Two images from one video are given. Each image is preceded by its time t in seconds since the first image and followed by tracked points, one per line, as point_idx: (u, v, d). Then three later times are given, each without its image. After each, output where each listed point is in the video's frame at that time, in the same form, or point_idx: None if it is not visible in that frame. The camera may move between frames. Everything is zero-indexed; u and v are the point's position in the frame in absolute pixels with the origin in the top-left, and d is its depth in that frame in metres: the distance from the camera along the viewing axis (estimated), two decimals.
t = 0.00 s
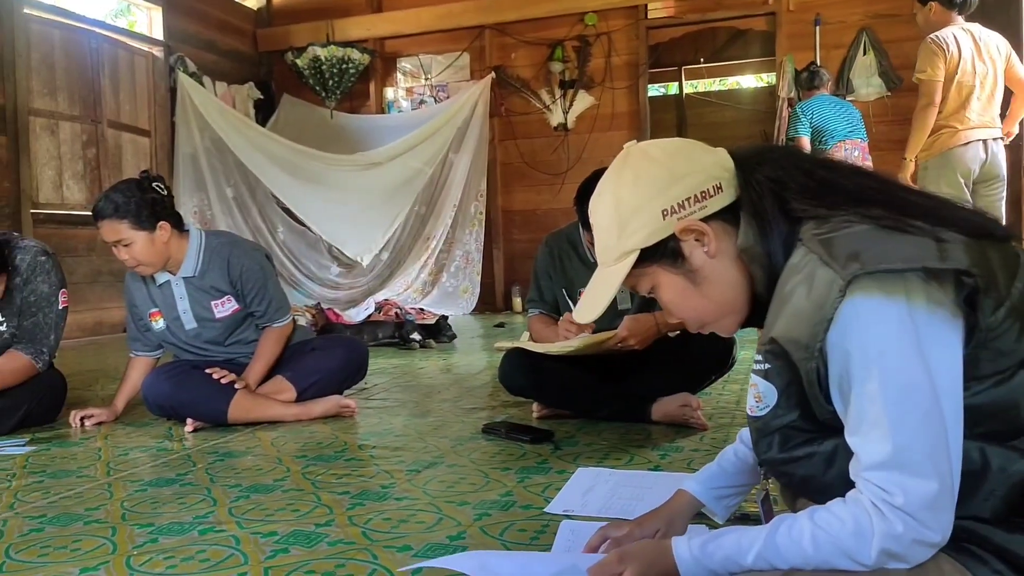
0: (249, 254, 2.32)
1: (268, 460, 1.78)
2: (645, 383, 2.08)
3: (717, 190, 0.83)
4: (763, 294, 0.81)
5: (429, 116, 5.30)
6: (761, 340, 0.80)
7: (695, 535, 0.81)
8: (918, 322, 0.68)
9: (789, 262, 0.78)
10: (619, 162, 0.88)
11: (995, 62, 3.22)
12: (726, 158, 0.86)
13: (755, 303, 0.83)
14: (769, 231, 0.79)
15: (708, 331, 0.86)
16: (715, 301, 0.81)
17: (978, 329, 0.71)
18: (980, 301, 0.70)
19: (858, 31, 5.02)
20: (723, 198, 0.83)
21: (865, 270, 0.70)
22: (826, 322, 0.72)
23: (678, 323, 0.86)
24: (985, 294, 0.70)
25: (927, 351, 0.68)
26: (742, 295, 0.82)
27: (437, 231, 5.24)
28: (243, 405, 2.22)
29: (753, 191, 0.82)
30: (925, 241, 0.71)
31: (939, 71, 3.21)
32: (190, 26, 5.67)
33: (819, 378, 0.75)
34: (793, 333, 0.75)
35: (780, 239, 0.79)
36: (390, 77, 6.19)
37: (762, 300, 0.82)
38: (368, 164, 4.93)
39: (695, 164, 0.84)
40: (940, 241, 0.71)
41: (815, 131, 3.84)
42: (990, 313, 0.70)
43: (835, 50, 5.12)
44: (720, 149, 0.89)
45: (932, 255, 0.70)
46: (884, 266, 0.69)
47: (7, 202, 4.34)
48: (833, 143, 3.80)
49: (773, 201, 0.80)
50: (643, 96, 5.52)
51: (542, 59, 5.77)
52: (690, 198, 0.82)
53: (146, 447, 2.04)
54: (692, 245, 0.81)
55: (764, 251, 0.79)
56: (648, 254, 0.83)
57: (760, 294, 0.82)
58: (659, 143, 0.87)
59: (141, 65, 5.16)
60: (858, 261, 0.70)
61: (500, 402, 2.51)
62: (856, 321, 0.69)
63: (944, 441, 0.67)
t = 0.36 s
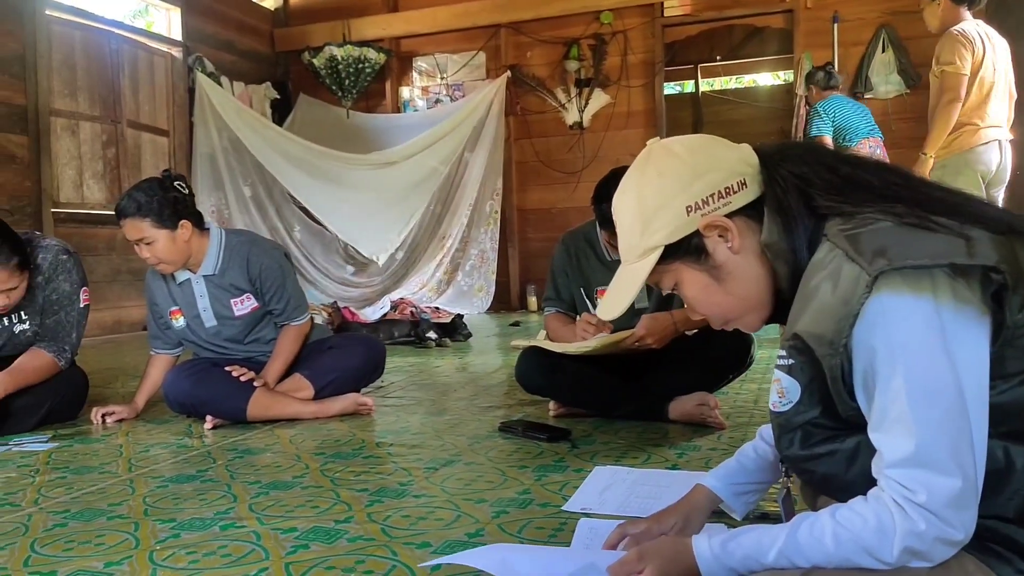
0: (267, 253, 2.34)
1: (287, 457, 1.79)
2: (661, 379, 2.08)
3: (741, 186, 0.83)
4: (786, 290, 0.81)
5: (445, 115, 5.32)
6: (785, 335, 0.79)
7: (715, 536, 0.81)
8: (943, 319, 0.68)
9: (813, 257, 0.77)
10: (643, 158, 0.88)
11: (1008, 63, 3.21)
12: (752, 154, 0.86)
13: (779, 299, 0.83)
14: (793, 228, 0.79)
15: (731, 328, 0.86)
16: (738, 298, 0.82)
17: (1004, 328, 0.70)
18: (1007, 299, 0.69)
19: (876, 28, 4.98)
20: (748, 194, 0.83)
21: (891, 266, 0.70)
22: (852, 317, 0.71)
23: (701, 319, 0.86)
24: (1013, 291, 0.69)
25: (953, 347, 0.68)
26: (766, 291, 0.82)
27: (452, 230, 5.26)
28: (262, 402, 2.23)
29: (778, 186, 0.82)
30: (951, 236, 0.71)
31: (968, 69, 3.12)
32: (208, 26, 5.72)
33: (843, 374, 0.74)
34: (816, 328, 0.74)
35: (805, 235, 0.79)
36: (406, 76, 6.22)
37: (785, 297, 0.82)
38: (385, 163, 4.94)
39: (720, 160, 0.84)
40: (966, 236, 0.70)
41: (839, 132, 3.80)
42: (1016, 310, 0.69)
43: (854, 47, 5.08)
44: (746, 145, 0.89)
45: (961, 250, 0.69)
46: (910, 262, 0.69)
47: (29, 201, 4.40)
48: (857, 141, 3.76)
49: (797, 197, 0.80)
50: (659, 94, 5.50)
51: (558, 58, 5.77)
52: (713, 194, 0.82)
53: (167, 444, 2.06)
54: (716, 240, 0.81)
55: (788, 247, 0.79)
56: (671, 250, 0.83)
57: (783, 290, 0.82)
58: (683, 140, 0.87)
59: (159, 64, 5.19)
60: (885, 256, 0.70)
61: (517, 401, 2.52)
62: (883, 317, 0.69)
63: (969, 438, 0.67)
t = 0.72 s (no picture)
0: (286, 250, 2.36)
1: (306, 454, 1.81)
2: (679, 376, 2.08)
3: (778, 176, 0.83)
4: (823, 283, 0.81)
5: (460, 114, 5.33)
6: (820, 328, 0.79)
7: (737, 535, 0.81)
8: (986, 315, 0.68)
9: (855, 250, 0.77)
10: (679, 149, 0.90)
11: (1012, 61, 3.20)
12: (790, 143, 0.86)
13: (814, 292, 0.83)
14: (832, 219, 0.79)
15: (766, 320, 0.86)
16: (773, 289, 0.82)
17: None
18: None
19: (897, 26, 4.94)
20: (785, 183, 0.83)
21: (936, 260, 0.69)
22: (893, 310, 0.71)
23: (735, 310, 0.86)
24: None
25: (994, 344, 0.68)
26: (802, 283, 0.82)
27: (468, 229, 5.24)
28: (281, 399, 2.25)
29: (818, 176, 0.81)
30: (994, 231, 0.70)
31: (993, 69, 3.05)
32: (226, 27, 5.77)
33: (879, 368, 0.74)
34: (853, 319, 0.74)
35: (844, 227, 0.79)
36: (422, 75, 6.24)
37: (821, 290, 0.82)
38: (400, 163, 4.98)
39: (755, 151, 0.84)
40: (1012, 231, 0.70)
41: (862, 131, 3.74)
42: None
43: (874, 45, 5.04)
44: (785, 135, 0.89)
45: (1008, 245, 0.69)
46: (955, 256, 0.69)
47: (50, 201, 4.45)
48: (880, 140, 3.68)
49: (837, 189, 0.80)
50: (676, 93, 5.49)
51: (574, 57, 5.76)
52: (750, 183, 0.83)
53: (187, 440, 2.08)
54: (751, 230, 0.82)
55: (827, 240, 0.79)
56: (706, 240, 0.84)
57: (820, 283, 0.82)
58: (720, 130, 0.88)
59: (177, 65, 5.24)
60: (930, 250, 0.70)
61: (533, 400, 2.52)
62: (925, 311, 0.69)
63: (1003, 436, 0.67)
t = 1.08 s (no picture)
0: (302, 249, 2.38)
1: (323, 452, 1.82)
2: (692, 380, 2.07)
3: (821, 162, 0.83)
4: (863, 272, 0.81)
5: (475, 113, 5.34)
6: (859, 317, 0.78)
7: (759, 536, 0.81)
8: None
9: (898, 240, 0.77)
10: (719, 130, 0.89)
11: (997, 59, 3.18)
12: (834, 129, 0.86)
13: (853, 281, 0.83)
14: (875, 208, 0.79)
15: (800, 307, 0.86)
16: (811, 277, 0.82)
17: None
18: None
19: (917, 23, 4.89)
20: (828, 170, 0.83)
21: (983, 254, 0.69)
22: (937, 301, 0.70)
23: (770, 298, 0.86)
24: None
25: None
26: (840, 272, 0.82)
27: (482, 229, 5.23)
28: (297, 399, 2.27)
29: (864, 164, 0.81)
30: None
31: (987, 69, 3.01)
32: (242, 27, 5.81)
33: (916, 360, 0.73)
34: (894, 309, 0.73)
35: (888, 216, 0.78)
36: (437, 75, 6.25)
37: (861, 279, 0.82)
38: (416, 163, 4.99)
39: (798, 136, 0.84)
40: None
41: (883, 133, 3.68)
42: None
43: (893, 43, 5.00)
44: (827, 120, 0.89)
45: None
46: (1003, 251, 0.69)
47: (68, 200, 4.49)
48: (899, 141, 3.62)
49: (881, 178, 0.79)
50: (693, 91, 5.47)
51: (590, 55, 5.76)
52: (792, 168, 0.83)
53: (205, 438, 2.10)
54: (792, 217, 0.82)
55: (869, 228, 0.79)
56: (745, 225, 0.84)
57: (860, 272, 0.82)
58: (761, 114, 0.87)
59: (194, 65, 5.27)
60: (978, 243, 0.69)
61: (549, 400, 2.52)
62: (969, 305, 0.68)
63: None
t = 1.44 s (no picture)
0: (320, 249, 2.39)
1: (342, 451, 1.83)
2: (710, 381, 2.06)
3: (874, 146, 0.83)
4: (910, 258, 0.81)
5: (492, 113, 5.34)
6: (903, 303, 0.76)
7: (782, 537, 0.80)
8: None
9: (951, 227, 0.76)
10: (772, 109, 0.89)
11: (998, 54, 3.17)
12: (889, 113, 0.85)
13: (898, 268, 0.82)
14: (928, 194, 0.78)
15: (841, 292, 0.86)
16: (855, 261, 0.82)
17: None
18: None
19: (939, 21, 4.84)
20: (880, 154, 0.83)
21: None
22: (988, 291, 0.69)
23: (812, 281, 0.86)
24: None
25: None
26: (885, 258, 0.82)
27: (499, 228, 5.23)
28: (318, 398, 2.29)
29: (918, 148, 0.79)
30: None
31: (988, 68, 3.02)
32: (260, 27, 5.85)
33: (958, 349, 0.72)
34: (942, 297, 0.72)
35: (941, 203, 0.77)
36: (454, 74, 6.27)
37: (907, 266, 0.82)
38: (433, 162, 5.00)
39: (853, 119, 0.84)
40: None
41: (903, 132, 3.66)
42: None
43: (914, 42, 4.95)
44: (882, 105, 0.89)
45: None
46: None
47: (89, 200, 4.55)
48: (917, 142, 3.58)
49: (936, 164, 0.78)
50: (711, 90, 5.45)
51: (608, 55, 5.76)
52: (845, 150, 0.83)
53: (225, 436, 2.11)
54: (841, 199, 0.81)
55: (919, 215, 0.78)
56: (791, 206, 0.84)
57: (906, 258, 0.81)
58: (816, 95, 0.87)
59: (213, 65, 5.31)
60: None
61: (567, 399, 2.52)
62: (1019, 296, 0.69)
63: None
